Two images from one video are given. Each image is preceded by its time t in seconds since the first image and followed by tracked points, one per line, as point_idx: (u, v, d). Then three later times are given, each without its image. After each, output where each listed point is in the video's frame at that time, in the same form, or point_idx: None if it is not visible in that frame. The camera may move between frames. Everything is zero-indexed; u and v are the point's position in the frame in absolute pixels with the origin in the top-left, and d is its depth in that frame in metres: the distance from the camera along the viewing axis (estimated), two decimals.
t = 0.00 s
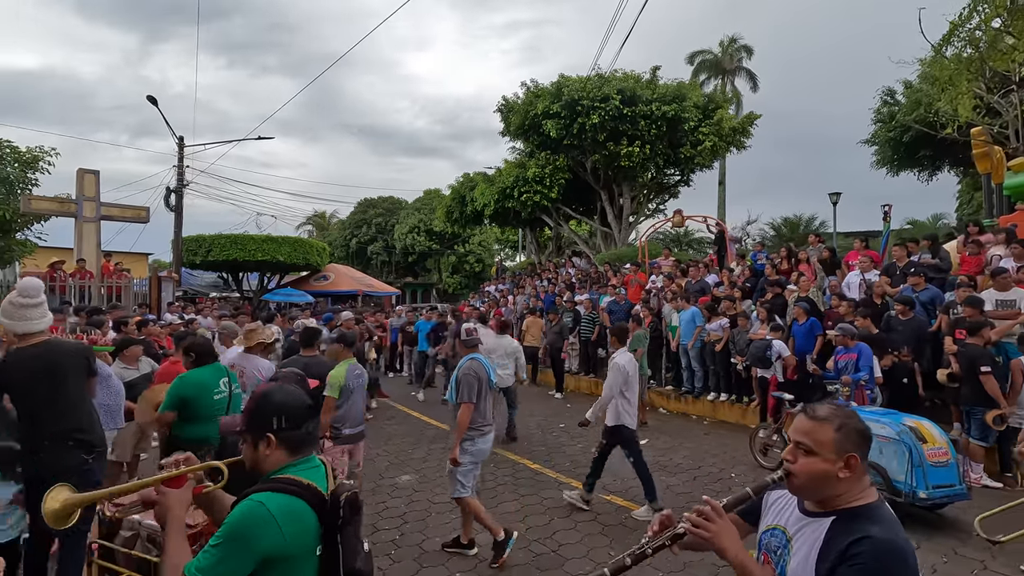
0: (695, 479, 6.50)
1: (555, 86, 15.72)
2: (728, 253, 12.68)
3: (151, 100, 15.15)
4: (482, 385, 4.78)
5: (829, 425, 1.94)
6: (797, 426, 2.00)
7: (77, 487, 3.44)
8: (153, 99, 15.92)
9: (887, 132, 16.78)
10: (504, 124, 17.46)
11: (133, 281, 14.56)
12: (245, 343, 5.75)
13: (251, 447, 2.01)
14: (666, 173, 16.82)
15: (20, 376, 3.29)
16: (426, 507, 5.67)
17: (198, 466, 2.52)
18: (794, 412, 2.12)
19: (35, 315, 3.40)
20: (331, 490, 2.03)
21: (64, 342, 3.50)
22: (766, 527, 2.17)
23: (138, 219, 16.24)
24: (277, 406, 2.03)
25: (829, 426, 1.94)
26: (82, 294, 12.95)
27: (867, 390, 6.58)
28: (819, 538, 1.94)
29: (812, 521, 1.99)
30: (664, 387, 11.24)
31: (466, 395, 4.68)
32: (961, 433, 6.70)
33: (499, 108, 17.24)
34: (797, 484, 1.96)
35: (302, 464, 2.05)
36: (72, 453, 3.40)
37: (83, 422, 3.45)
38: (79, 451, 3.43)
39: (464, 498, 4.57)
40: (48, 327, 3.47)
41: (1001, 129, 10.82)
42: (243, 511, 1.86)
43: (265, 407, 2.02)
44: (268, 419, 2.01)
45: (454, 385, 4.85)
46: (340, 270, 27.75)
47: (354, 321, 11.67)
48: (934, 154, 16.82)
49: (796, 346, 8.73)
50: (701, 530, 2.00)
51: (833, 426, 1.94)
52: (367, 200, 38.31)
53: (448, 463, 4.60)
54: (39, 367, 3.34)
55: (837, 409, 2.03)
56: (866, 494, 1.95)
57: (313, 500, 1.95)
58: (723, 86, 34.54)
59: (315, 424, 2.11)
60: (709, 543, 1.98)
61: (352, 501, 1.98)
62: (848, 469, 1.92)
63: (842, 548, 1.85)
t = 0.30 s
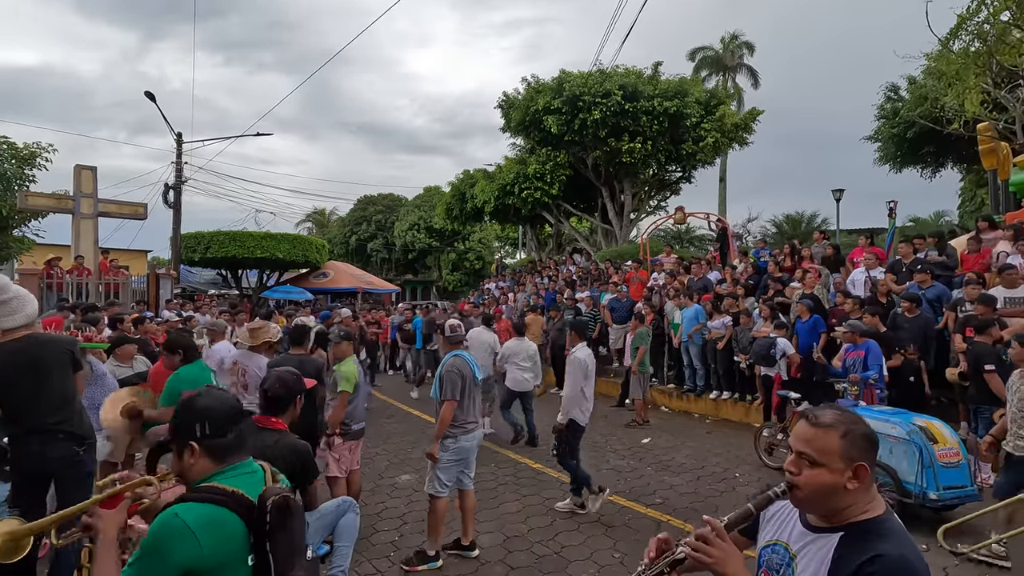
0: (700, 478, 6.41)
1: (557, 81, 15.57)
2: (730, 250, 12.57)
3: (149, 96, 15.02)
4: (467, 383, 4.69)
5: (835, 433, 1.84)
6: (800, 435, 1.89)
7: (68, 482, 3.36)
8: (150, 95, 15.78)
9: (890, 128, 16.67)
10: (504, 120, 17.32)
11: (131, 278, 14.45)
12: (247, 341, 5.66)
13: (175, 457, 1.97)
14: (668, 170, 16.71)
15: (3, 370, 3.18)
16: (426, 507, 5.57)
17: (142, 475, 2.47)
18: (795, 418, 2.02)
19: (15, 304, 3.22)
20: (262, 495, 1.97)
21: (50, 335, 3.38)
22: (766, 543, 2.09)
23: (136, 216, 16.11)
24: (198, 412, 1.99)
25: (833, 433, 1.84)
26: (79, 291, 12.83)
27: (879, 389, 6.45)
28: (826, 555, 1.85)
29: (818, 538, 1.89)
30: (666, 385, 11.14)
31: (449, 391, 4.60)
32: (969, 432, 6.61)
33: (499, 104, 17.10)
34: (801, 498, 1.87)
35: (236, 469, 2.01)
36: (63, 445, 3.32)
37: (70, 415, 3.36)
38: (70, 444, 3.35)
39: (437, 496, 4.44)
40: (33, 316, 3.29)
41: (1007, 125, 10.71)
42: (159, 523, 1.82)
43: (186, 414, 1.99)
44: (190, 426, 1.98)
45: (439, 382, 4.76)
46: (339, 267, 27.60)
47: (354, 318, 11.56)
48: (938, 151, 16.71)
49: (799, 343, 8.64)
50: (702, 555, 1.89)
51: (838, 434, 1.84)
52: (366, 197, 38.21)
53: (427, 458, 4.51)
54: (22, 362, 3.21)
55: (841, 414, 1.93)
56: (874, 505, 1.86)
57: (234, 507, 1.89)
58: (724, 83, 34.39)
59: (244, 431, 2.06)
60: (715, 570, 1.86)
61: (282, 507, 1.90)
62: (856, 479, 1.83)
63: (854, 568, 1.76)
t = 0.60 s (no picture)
0: (708, 474, 6.34)
1: (560, 74, 15.43)
2: (735, 244, 12.47)
3: (147, 89, 14.86)
4: (452, 380, 4.63)
5: (840, 428, 1.75)
6: (803, 434, 1.80)
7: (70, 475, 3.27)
8: (149, 89, 15.63)
9: (895, 122, 16.56)
10: (506, 113, 17.18)
11: (131, 274, 14.35)
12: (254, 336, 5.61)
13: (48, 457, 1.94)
14: (671, 164, 16.60)
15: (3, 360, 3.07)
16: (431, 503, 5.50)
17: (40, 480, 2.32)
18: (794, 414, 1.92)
19: (16, 296, 3.24)
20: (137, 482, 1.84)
21: (49, 327, 3.28)
22: (771, 544, 1.97)
23: (135, 211, 15.99)
24: (59, 404, 1.95)
25: (840, 430, 1.75)
26: (79, 286, 12.74)
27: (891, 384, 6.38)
28: (844, 555, 1.75)
29: (832, 538, 1.79)
30: (670, 381, 11.08)
31: (433, 390, 4.54)
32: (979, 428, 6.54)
33: (501, 98, 16.95)
34: (810, 499, 1.77)
35: (118, 457, 1.99)
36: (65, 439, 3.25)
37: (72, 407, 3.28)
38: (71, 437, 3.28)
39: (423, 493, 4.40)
40: (37, 306, 3.31)
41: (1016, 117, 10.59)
42: (24, 529, 1.73)
43: (47, 411, 1.94)
44: (52, 419, 1.93)
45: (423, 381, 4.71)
46: (340, 263, 27.48)
47: (355, 313, 11.48)
48: (943, 145, 16.60)
49: (805, 338, 8.56)
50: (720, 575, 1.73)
51: (845, 429, 1.75)
52: (366, 193, 38.07)
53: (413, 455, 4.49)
54: (22, 352, 3.11)
55: (842, 407, 1.84)
56: (884, 499, 1.79)
57: (102, 496, 1.76)
58: (726, 78, 34.22)
59: (121, 418, 2.03)
60: None
61: (161, 492, 1.77)
62: (865, 475, 1.75)
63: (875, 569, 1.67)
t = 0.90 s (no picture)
0: (721, 471, 6.26)
1: (566, 67, 15.29)
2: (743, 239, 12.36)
3: (151, 83, 14.77)
4: (442, 376, 4.54)
5: (832, 417, 1.72)
6: (793, 424, 1.76)
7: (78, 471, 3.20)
8: (153, 83, 15.56)
9: (905, 116, 16.42)
10: (512, 107, 17.06)
11: (135, 268, 14.30)
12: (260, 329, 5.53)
13: None
14: (678, 159, 16.48)
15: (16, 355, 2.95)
16: (441, 500, 5.45)
17: None
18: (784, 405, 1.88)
19: (36, 289, 3.14)
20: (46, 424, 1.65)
21: (64, 321, 3.13)
22: (761, 539, 1.89)
23: (139, 205, 15.95)
24: None
25: (831, 418, 1.72)
26: (85, 281, 12.71)
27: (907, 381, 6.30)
28: (840, 541, 1.70)
29: (825, 524, 1.75)
30: (678, 376, 11.02)
31: (423, 386, 4.45)
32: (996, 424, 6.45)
33: (507, 92, 16.83)
34: (803, 489, 1.73)
35: (41, 404, 1.87)
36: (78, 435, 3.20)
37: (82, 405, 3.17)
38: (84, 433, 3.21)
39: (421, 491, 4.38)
40: (56, 299, 3.21)
41: None
42: None
43: None
44: None
45: (412, 376, 4.60)
46: (343, 258, 27.40)
47: (360, 308, 11.42)
48: (953, 139, 16.43)
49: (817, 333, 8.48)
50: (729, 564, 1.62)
51: (835, 418, 1.72)
52: (369, 188, 37.99)
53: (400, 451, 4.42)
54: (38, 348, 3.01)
55: (831, 397, 1.82)
56: (871, 486, 1.76)
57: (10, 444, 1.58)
58: (732, 72, 33.99)
59: (38, 363, 1.90)
60: None
61: (68, 437, 1.60)
62: (854, 462, 1.72)
63: (872, 554, 1.63)
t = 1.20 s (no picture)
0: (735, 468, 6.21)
1: (576, 62, 15.18)
2: (755, 236, 12.25)
3: (160, 79, 14.79)
4: (444, 373, 4.54)
5: (817, 394, 1.83)
6: (780, 398, 1.85)
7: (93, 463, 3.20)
8: (161, 79, 15.56)
9: (919, 110, 16.22)
10: (521, 103, 16.97)
11: (145, 264, 14.36)
12: (269, 324, 5.47)
13: None
14: (687, 154, 16.36)
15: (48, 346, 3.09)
16: (455, 497, 5.41)
17: None
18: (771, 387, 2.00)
19: (63, 282, 3.05)
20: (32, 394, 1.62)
21: (95, 317, 3.29)
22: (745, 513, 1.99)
23: (148, 201, 15.98)
24: None
25: (816, 394, 1.82)
26: (95, 277, 12.76)
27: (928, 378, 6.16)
28: (818, 509, 1.81)
29: (803, 495, 1.86)
30: (689, 373, 10.96)
31: (423, 383, 4.44)
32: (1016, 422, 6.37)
33: (516, 87, 16.74)
34: (788, 461, 1.83)
35: (39, 369, 1.89)
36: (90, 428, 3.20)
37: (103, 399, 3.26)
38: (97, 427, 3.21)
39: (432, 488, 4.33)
40: (82, 293, 3.12)
41: None
42: None
43: None
44: None
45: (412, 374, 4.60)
46: (351, 255, 27.41)
47: (369, 304, 11.42)
48: (967, 134, 16.21)
49: (831, 329, 8.36)
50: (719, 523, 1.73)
51: (819, 394, 1.83)
52: (375, 184, 37.99)
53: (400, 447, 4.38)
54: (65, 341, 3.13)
55: (815, 378, 1.94)
56: (847, 461, 1.89)
57: None
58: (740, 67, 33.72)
59: (44, 326, 1.90)
60: (730, 537, 1.73)
61: (49, 412, 1.56)
62: (836, 438, 1.83)
63: (853, 517, 1.72)
